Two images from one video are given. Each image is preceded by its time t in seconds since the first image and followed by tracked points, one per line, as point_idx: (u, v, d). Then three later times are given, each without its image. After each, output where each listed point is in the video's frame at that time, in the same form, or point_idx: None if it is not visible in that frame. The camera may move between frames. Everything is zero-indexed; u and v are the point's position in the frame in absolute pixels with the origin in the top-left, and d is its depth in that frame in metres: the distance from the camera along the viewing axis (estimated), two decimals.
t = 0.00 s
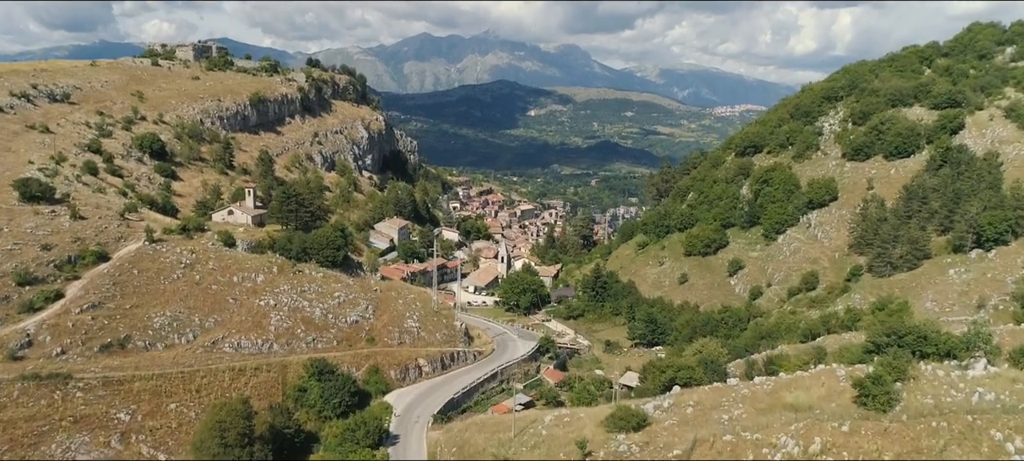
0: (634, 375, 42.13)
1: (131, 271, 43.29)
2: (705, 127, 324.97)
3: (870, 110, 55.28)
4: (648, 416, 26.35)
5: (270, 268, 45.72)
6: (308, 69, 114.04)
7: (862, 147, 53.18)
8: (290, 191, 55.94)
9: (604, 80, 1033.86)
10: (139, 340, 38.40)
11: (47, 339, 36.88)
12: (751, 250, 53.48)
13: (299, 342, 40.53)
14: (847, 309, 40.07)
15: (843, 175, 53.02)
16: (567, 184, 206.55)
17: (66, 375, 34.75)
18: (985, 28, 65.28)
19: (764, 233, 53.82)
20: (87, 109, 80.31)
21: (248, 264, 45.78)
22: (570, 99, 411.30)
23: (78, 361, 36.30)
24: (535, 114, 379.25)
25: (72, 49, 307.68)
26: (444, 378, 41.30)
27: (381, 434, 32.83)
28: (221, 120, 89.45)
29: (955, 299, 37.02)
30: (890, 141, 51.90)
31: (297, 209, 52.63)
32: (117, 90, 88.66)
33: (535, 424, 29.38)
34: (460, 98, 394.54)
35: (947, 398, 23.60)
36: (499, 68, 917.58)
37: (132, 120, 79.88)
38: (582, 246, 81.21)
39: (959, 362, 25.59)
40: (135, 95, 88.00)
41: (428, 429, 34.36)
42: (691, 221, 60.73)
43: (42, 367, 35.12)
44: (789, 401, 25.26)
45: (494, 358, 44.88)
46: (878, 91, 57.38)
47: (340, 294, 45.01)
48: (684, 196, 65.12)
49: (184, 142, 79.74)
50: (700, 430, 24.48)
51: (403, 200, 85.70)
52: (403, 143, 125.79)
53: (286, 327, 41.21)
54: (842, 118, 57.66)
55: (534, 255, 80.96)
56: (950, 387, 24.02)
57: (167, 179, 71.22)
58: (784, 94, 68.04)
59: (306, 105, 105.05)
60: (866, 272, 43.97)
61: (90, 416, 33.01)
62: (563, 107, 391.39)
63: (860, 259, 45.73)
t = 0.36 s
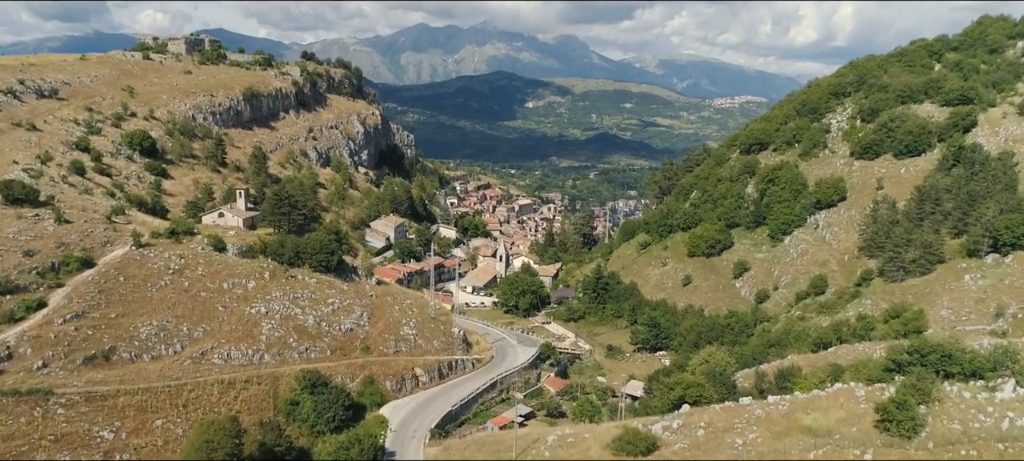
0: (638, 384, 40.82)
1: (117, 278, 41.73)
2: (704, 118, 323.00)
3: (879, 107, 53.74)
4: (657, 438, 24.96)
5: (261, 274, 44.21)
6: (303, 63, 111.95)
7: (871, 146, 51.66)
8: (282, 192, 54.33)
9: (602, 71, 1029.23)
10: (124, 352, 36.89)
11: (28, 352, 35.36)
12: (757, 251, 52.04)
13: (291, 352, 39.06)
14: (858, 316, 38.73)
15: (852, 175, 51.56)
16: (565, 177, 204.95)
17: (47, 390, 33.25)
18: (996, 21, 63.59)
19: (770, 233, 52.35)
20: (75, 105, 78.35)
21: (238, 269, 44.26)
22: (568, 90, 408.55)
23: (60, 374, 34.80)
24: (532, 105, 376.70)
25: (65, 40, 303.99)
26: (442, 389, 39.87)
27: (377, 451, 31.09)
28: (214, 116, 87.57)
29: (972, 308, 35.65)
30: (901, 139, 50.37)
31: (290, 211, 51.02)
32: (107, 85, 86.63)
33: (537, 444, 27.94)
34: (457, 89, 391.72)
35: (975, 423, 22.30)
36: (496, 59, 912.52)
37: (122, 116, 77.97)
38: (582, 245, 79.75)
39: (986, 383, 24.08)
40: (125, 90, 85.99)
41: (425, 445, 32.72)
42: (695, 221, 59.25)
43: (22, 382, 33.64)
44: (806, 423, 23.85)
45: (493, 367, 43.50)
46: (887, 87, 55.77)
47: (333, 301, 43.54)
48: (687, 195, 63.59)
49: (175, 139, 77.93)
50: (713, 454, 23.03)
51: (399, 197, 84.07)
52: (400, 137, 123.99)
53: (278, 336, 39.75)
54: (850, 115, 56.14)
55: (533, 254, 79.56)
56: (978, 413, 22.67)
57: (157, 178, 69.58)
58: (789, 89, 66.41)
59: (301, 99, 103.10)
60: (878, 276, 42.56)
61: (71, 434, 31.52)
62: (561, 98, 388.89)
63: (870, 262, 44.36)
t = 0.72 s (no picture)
0: (643, 394, 39.58)
1: (102, 286, 40.23)
2: (704, 110, 321.00)
3: (888, 104, 52.22)
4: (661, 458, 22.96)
5: (252, 281, 42.74)
6: (297, 56, 109.90)
7: (880, 144, 50.12)
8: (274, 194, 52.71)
9: (600, 61, 1024.44)
10: (109, 365, 35.41)
11: (8, 366, 33.85)
12: (763, 253, 50.67)
13: (283, 363, 37.66)
14: (871, 325, 37.45)
15: (860, 175, 50.13)
16: (563, 170, 203.34)
17: (26, 407, 31.79)
18: (1007, 14, 61.96)
19: (776, 234, 50.93)
20: (63, 101, 76.43)
21: (229, 275, 42.77)
22: (566, 81, 406.13)
23: (41, 390, 33.34)
24: (530, 96, 374.47)
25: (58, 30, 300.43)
26: (439, 400, 38.48)
27: None
28: (205, 112, 85.75)
29: (991, 318, 34.31)
30: (911, 138, 48.85)
31: (282, 214, 49.49)
32: (96, 80, 84.64)
33: None
34: (454, 80, 388.86)
35: (1007, 452, 21.22)
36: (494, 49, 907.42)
37: (111, 113, 76.13)
38: (582, 243, 78.31)
39: (1016, 406, 23.13)
40: (115, 85, 84.07)
41: None
42: (698, 220, 57.82)
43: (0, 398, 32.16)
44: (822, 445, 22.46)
45: (492, 376, 42.15)
46: (896, 83, 54.20)
47: (327, 309, 42.11)
48: (690, 193, 62.18)
49: (166, 136, 76.15)
50: None
51: (395, 193, 82.50)
52: (396, 131, 122.22)
53: (270, 346, 38.35)
54: (858, 112, 54.64)
55: (532, 253, 78.17)
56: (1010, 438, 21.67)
57: (147, 176, 67.93)
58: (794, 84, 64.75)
59: (295, 94, 101.18)
60: (889, 282, 41.20)
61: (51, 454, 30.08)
62: (559, 89, 386.33)
63: (881, 266, 43.03)
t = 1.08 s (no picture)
0: (647, 404, 38.74)
1: (87, 294, 38.71)
2: (704, 101, 318.98)
3: (898, 101, 50.70)
4: None
5: (243, 288, 41.27)
6: (291, 49, 107.79)
7: (890, 142, 48.57)
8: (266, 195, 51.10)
9: (598, 50, 1019.03)
10: (93, 379, 34.00)
11: None
12: (769, 255, 49.28)
13: (274, 376, 36.30)
14: (884, 334, 36.18)
15: (869, 174, 48.69)
16: (562, 162, 201.57)
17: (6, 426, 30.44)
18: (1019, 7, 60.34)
19: (783, 235, 49.45)
20: (50, 96, 74.45)
21: (219, 282, 41.28)
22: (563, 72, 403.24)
23: (21, 407, 32.00)
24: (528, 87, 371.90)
25: (50, 20, 296.86)
26: (436, 412, 37.10)
27: None
28: (197, 107, 83.87)
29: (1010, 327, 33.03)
30: (923, 136, 47.36)
31: (274, 217, 47.94)
32: (85, 74, 82.60)
33: None
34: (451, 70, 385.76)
35: None
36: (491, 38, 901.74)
37: (100, 109, 74.21)
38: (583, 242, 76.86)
39: None
40: (104, 80, 82.05)
41: None
42: (702, 220, 56.36)
43: None
44: None
45: (491, 386, 40.84)
46: (906, 78, 52.60)
47: (320, 317, 40.68)
48: (693, 192, 60.71)
49: (156, 132, 74.31)
50: None
51: (392, 190, 80.88)
52: (392, 124, 120.31)
53: (261, 357, 36.96)
54: (867, 109, 53.12)
55: (531, 251, 76.77)
56: None
57: (137, 175, 66.23)
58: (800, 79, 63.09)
59: (289, 88, 99.20)
60: (901, 287, 39.82)
61: None
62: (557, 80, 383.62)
63: (892, 271, 41.72)
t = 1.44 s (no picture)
0: (653, 415, 37.53)
1: (71, 304, 37.23)
2: (703, 91, 316.90)
3: (909, 98, 49.24)
4: None
5: (234, 296, 39.85)
6: (285, 42, 105.69)
7: (901, 141, 47.12)
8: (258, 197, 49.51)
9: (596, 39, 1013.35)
10: (76, 395, 32.60)
11: None
12: (776, 257, 47.86)
13: (266, 389, 34.96)
14: (899, 344, 35.01)
15: (880, 174, 47.27)
16: (560, 154, 199.69)
17: None
18: None
19: (790, 237, 47.91)
20: (37, 92, 72.49)
21: (209, 290, 39.85)
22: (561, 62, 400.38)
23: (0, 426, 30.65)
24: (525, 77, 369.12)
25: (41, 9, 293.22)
26: (434, 425, 35.76)
27: None
28: (189, 103, 81.99)
29: None
30: (934, 134, 45.95)
31: (266, 221, 46.42)
32: (73, 69, 80.55)
33: None
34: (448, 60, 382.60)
35: None
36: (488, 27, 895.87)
37: (89, 105, 72.29)
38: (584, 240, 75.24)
39: None
40: (93, 75, 80.05)
41: None
42: (706, 220, 54.91)
43: None
44: None
45: (491, 396, 39.50)
46: (917, 74, 51.05)
47: (314, 326, 39.29)
48: (697, 190, 59.25)
49: (147, 129, 72.50)
50: None
51: (388, 187, 79.30)
52: (389, 117, 118.37)
53: (252, 370, 35.62)
54: (876, 105, 51.63)
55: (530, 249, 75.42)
56: None
57: (127, 174, 64.56)
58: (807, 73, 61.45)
59: (283, 81, 97.21)
60: (915, 293, 38.56)
61: None
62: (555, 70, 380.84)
63: (905, 276, 40.49)
